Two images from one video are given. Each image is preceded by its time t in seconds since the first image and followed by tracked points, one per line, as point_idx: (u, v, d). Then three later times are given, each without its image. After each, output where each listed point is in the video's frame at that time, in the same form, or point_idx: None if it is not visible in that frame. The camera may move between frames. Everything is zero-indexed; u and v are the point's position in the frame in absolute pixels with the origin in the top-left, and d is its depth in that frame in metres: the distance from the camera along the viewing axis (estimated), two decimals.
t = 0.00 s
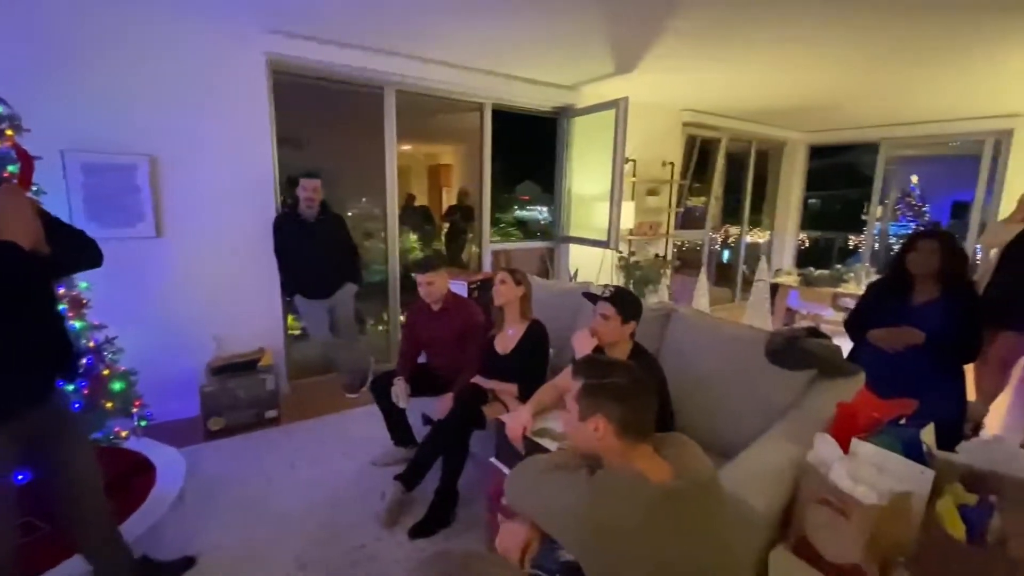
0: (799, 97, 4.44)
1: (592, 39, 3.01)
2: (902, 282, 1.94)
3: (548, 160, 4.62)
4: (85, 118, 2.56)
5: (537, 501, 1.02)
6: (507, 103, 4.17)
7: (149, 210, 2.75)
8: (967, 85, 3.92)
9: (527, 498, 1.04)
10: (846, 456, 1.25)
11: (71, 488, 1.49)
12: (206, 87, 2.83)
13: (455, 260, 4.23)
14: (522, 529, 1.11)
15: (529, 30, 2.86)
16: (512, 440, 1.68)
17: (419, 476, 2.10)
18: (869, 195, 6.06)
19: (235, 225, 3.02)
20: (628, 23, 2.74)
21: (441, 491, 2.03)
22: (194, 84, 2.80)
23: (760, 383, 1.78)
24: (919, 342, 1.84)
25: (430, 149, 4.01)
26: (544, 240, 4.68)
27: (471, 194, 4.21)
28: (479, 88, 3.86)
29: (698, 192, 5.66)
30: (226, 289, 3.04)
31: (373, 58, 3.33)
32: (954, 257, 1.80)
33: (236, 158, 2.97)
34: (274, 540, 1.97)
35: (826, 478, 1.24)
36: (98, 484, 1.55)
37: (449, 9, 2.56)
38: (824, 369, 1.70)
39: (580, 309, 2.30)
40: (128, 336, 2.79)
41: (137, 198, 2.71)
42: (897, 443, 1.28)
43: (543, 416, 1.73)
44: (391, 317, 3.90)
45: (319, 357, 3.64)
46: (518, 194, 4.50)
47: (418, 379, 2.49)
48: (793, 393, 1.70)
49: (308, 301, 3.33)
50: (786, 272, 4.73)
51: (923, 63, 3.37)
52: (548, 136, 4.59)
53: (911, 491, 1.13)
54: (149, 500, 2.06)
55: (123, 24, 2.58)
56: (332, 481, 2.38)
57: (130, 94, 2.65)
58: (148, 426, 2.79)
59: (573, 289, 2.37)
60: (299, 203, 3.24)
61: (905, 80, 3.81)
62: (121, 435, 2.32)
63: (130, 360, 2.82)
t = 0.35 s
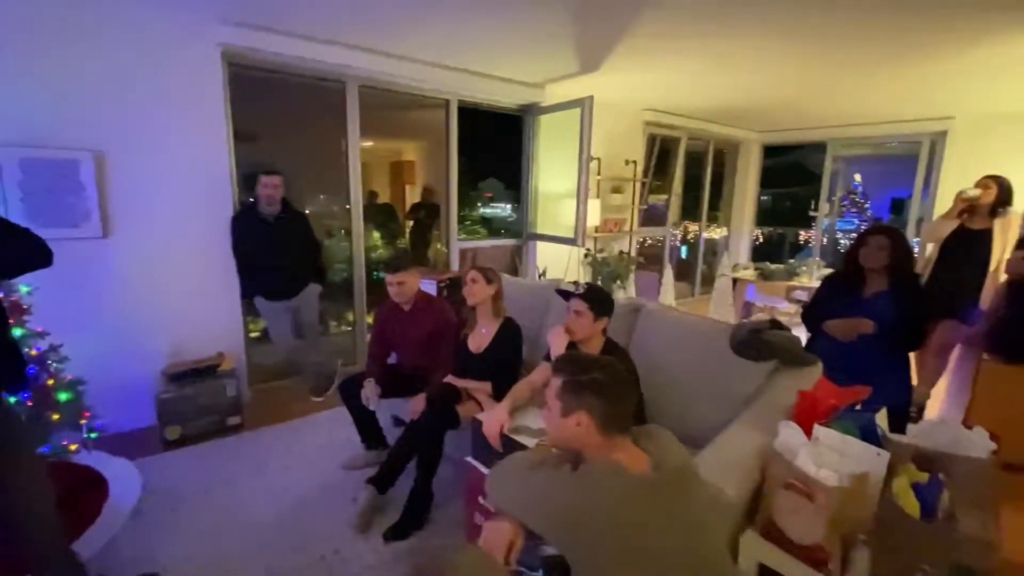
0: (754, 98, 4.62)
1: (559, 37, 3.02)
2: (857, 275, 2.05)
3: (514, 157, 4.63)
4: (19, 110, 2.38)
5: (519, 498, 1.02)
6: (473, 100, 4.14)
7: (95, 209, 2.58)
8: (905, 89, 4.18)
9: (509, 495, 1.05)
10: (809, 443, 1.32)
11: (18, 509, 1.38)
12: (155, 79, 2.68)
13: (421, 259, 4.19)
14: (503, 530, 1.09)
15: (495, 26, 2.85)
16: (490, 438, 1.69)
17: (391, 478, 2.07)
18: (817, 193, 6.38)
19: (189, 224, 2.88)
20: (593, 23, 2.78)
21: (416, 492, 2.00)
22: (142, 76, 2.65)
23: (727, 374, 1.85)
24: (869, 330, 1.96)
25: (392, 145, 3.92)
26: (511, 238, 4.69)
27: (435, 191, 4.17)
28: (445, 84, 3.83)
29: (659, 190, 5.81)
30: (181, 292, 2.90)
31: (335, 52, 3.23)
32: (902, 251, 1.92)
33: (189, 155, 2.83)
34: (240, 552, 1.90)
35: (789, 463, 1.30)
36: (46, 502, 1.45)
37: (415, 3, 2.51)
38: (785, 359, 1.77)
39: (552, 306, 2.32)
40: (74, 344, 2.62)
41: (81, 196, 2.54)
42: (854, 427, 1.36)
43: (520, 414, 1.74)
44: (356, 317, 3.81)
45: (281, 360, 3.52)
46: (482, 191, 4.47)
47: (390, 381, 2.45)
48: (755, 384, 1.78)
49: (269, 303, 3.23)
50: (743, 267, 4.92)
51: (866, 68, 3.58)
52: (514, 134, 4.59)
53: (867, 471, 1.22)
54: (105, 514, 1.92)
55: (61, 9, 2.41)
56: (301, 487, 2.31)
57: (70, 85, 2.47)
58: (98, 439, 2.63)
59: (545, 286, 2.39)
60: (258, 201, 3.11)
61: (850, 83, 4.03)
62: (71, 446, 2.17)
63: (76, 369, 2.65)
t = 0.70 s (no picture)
0: (710, 99, 4.78)
1: (523, 35, 3.04)
2: (807, 270, 2.17)
3: (478, 155, 4.63)
4: None
5: (496, 491, 1.05)
6: (437, 97, 4.11)
7: (33, 208, 2.42)
8: (847, 92, 4.43)
9: (486, 489, 1.07)
10: (768, 429, 1.39)
11: None
12: (98, 71, 2.53)
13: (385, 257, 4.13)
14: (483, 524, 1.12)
15: (459, 23, 2.84)
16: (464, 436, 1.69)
17: (361, 481, 2.04)
18: (768, 190, 6.67)
19: (139, 224, 2.74)
20: (556, 22, 2.81)
21: (387, 493, 1.99)
22: (85, 66, 2.50)
23: (690, 366, 1.92)
24: (819, 321, 2.07)
25: (351, 141, 3.84)
26: (476, 236, 4.69)
27: (396, 188, 4.12)
28: (407, 80, 3.78)
29: (621, 188, 5.94)
30: (131, 296, 2.75)
31: (294, 45, 3.14)
32: (847, 246, 2.04)
33: (138, 150, 2.69)
34: (204, 563, 1.84)
35: (750, 448, 1.36)
36: None
37: None
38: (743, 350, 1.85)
39: (521, 303, 2.33)
40: (12, 352, 2.46)
41: (17, 195, 2.38)
42: (810, 412, 1.45)
43: (493, 411, 1.76)
44: (319, 318, 3.72)
45: (240, 363, 3.40)
46: (444, 188, 4.43)
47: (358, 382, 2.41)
48: (717, 374, 1.86)
49: (226, 305, 3.13)
50: (701, 263, 5.09)
51: (812, 71, 3.77)
52: (478, 131, 4.59)
53: (824, 453, 1.28)
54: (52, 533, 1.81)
55: None
56: (266, 493, 2.26)
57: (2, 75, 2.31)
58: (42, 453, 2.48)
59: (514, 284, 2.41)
60: (213, 199, 2.98)
61: (798, 85, 4.24)
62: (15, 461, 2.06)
63: (15, 379, 2.49)
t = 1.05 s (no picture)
0: (668, 100, 4.92)
1: (487, 34, 3.05)
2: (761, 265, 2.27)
3: (442, 153, 4.61)
4: None
5: (467, 485, 1.07)
6: (400, 94, 4.06)
7: None
8: (795, 95, 4.66)
9: (457, 484, 1.08)
10: (726, 416, 1.44)
11: None
12: (34, 62, 2.38)
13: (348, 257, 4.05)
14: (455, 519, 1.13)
15: (422, 21, 2.83)
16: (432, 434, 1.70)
17: (327, 484, 2.01)
18: (723, 189, 6.92)
19: (83, 224, 2.59)
20: (519, 22, 2.84)
21: (355, 494, 1.97)
22: (19, 57, 2.34)
23: (653, 359, 1.98)
24: (772, 313, 2.19)
25: (309, 138, 3.75)
26: (442, 234, 4.67)
27: (357, 185, 4.05)
28: (368, 76, 3.72)
29: (584, 187, 6.04)
30: (74, 300, 2.60)
31: (249, 39, 3.04)
32: (797, 242, 2.15)
33: (80, 146, 2.55)
34: None
35: (709, 435, 1.41)
36: None
37: None
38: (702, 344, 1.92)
39: (489, 302, 2.34)
40: None
41: None
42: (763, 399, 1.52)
43: (461, 409, 1.77)
44: (280, 320, 3.62)
45: (195, 368, 3.27)
46: (407, 186, 4.38)
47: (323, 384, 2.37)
48: (677, 366, 1.93)
49: (180, 308, 3.00)
50: (661, 259, 5.24)
51: (763, 75, 3.93)
52: (441, 129, 4.56)
53: (776, 437, 1.34)
54: None
55: None
56: (227, 502, 2.18)
57: None
58: None
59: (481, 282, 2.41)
60: (165, 197, 2.87)
61: (750, 88, 4.42)
62: None
63: None
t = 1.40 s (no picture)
0: (630, 101, 5.03)
1: (451, 33, 3.05)
2: (718, 262, 2.37)
3: (407, 152, 4.57)
4: None
5: (436, 484, 1.08)
6: (362, 92, 4.00)
7: None
8: (749, 98, 4.85)
9: (427, 484, 1.10)
10: (687, 407, 1.49)
11: None
12: None
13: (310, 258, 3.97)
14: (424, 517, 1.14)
15: (386, 18, 2.80)
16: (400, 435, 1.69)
17: (292, 490, 1.96)
18: (684, 188, 7.13)
19: (22, 225, 2.44)
20: (484, 22, 2.85)
21: (322, 499, 1.94)
22: None
23: (618, 355, 2.03)
24: (730, 308, 2.27)
25: (267, 136, 3.64)
26: (407, 234, 4.63)
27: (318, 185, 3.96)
28: (330, 73, 3.66)
29: (549, 186, 6.11)
30: (14, 307, 2.45)
31: (203, 34, 2.93)
32: (751, 239, 2.26)
33: (19, 144, 2.40)
34: None
35: (672, 426, 1.47)
36: None
37: None
38: (664, 338, 1.98)
39: (456, 301, 2.35)
40: None
41: None
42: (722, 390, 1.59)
43: (429, 409, 1.77)
44: (239, 324, 3.51)
45: (149, 376, 3.13)
46: (371, 185, 4.31)
47: (287, 389, 2.31)
48: (641, 361, 1.99)
49: (128, 313, 2.82)
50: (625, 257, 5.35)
51: (719, 78, 4.08)
52: (405, 128, 4.52)
53: (734, 427, 1.42)
54: None
55: None
56: (186, 513, 2.10)
57: None
58: None
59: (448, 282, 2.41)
60: (112, 197, 2.72)
61: (707, 91, 4.58)
62: None
63: None
